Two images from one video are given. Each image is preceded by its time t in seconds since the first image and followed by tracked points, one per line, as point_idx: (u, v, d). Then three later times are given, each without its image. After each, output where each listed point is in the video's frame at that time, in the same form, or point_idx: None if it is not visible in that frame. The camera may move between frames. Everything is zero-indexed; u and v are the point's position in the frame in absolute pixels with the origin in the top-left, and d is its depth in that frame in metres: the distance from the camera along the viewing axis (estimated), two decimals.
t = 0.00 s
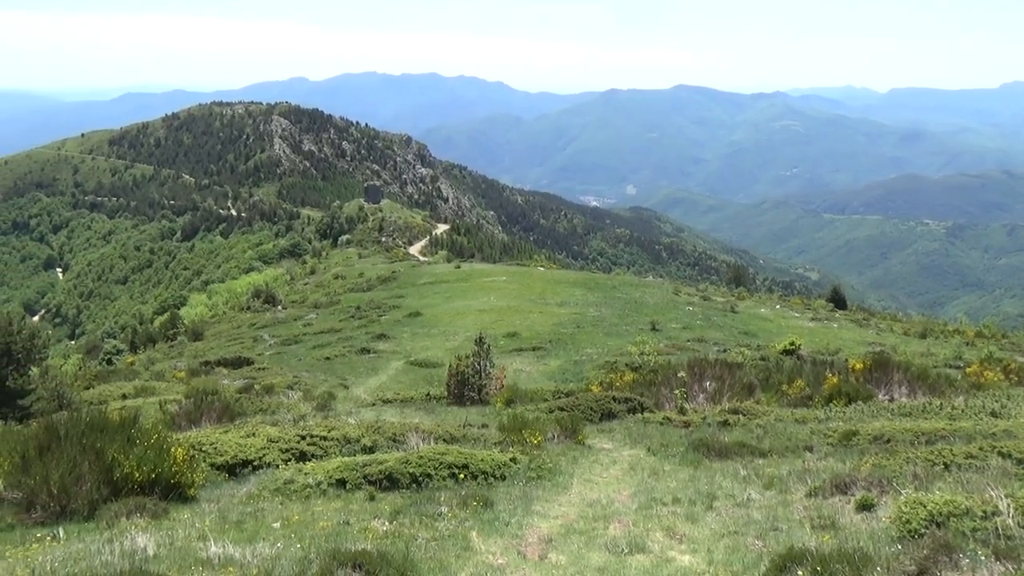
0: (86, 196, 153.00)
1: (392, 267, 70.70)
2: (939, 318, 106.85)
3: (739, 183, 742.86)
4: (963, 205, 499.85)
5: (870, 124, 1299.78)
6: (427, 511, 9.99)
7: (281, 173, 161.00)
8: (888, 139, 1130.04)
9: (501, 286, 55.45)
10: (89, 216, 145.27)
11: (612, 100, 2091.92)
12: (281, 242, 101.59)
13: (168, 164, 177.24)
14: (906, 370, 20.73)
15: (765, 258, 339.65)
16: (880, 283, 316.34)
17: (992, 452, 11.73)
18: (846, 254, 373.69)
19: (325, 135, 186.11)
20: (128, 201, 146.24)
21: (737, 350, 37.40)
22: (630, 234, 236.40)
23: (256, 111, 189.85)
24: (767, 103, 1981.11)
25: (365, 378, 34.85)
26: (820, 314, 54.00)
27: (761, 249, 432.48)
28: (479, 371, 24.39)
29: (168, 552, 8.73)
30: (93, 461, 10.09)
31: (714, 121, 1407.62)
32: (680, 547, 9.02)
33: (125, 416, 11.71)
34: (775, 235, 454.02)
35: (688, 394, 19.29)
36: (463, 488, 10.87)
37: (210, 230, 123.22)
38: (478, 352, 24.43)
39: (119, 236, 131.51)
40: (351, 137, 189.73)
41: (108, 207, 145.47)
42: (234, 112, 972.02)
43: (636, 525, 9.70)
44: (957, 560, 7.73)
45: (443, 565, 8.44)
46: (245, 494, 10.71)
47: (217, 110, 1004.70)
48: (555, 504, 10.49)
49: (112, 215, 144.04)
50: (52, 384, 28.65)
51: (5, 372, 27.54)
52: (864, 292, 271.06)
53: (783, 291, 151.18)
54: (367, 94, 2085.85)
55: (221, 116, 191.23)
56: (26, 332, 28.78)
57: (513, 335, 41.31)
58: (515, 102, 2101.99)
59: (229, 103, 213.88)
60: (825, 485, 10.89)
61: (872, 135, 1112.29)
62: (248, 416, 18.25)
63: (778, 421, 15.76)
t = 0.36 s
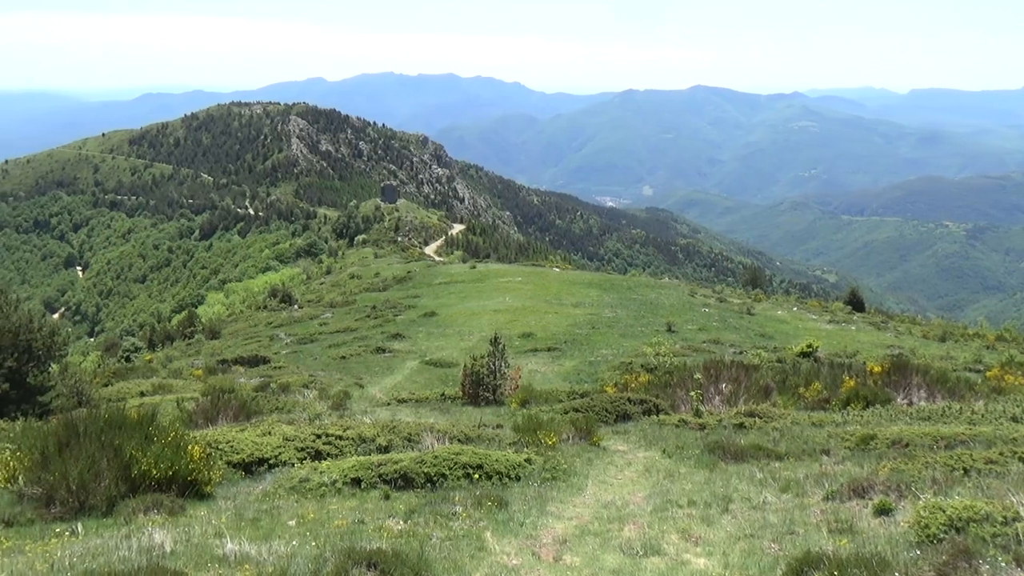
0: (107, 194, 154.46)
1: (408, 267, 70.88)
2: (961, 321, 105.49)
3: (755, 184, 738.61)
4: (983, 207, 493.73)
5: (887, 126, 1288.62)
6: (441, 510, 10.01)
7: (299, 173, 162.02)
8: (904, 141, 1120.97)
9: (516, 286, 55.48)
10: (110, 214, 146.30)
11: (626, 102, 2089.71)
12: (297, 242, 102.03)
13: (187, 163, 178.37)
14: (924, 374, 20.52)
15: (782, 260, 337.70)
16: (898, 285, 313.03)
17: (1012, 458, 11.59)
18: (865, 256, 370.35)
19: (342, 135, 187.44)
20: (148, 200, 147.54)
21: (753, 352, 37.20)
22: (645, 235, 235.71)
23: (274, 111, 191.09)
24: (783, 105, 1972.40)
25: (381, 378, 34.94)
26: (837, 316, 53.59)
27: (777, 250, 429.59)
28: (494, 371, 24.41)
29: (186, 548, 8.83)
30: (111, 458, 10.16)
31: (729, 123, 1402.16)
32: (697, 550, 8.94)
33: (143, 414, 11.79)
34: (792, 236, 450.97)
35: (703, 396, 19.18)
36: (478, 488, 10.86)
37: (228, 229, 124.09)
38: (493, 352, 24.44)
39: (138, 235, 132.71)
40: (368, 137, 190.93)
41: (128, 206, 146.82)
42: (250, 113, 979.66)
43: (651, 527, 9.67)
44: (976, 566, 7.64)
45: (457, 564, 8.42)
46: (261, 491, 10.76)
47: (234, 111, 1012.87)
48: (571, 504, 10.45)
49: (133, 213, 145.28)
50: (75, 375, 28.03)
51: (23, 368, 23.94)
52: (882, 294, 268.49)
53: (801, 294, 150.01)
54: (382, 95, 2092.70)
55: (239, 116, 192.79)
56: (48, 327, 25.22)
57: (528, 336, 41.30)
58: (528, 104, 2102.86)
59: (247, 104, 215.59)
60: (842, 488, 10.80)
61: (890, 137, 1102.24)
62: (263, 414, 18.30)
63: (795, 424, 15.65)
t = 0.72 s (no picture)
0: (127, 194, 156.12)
1: (425, 267, 71.11)
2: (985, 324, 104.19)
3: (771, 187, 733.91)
4: (1005, 210, 487.25)
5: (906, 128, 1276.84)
6: (457, 510, 10.01)
7: (317, 173, 163.19)
8: (923, 142, 1109.95)
9: (533, 287, 55.52)
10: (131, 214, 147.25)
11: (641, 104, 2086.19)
12: (315, 241, 102.53)
13: (207, 164, 179.16)
14: (945, 378, 20.29)
15: (801, 262, 335.44)
16: (919, 288, 309.58)
17: None
18: (885, 259, 366.52)
19: (361, 136, 188.58)
20: (168, 199, 148.86)
21: (771, 355, 36.98)
22: (663, 236, 234.68)
23: (293, 112, 192.37)
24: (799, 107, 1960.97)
25: (397, 377, 35.06)
26: (857, 319, 53.17)
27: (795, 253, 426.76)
28: (510, 371, 24.47)
29: (204, 545, 8.91)
30: (131, 455, 10.24)
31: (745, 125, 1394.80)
32: (713, 552, 8.88)
33: (162, 412, 11.91)
34: (811, 239, 447.69)
35: (720, 398, 19.09)
36: (493, 487, 10.86)
37: (247, 229, 124.97)
38: (509, 352, 24.54)
39: (158, 234, 134.00)
40: (387, 137, 192.35)
41: (148, 205, 148.21)
42: (268, 115, 987.59)
43: (666, 529, 9.62)
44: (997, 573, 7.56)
45: (472, 563, 8.43)
46: (279, 489, 10.81)
47: (252, 113, 1020.92)
48: (585, 506, 10.40)
49: (153, 213, 146.71)
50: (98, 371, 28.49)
51: (45, 365, 24.33)
52: (902, 297, 265.77)
53: (821, 297, 148.59)
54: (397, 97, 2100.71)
55: (258, 116, 194.36)
56: (68, 324, 25.60)
57: (545, 336, 41.28)
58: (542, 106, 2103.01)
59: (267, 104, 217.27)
60: (862, 493, 10.66)
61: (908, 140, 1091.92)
62: (281, 412, 18.34)
63: (813, 427, 15.53)
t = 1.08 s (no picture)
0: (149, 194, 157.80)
1: (443, 267, 71.36)
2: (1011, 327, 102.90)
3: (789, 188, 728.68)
4: None
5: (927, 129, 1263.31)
6: (474, 511, 9.99)
7: (337, 173, 164.42)
8: (944, 144, 1098.04)
9: (550, 288, 55.49)
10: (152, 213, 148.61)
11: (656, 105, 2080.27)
12: (334, 241, 103.04)
13: (227, 163, 180.53)
14: (968, 383, 20.03)
15: (821, 264, 333.02)
16: (941, 291, 305.87)
17: None
18: (907, 260, 362.52)
19: (379, 136, 189.57)
20: (189, 199, 150.30)
21: (791, 357, 36.75)
22: (682, 237, 233.97)
23: (312, 112, 193.63)
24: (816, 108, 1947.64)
25: (414, 377, 35.16)
26: (878, 322, 52.71)
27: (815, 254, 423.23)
28: (528, 371, 24.47)
29: (222, 542, 8.97)
30: (151, 452, 10.32)
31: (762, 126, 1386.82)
32: (732, 556, 8.81)
33: (182, 410, 11.99)
34: (831, 241, 443.89)
35: (739, 401, 18.91)
36: (511, 488, 10.84)
37: (266, 228, 125.78)
38: (527, 353, 24.53)
39: (179, 233, 135.20)
40: (406, 137, 193.65)
41: (169, 205, 149.80)
42: (286, 116, 994.38)
43: (685, 532, 9.54)
44: None
45: (490, 564, 8.40)
46: (297, 488, 10.85)
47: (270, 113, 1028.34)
48: (603, 507, 10.36)
49: (174, 212, 148.25)
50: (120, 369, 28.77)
51: (67, 362, 24.54)
52: (923, 300, 262.82)
53: (840, 299, 147.57)
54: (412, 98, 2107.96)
55: (278, 116, 195.78)
56: (90, 322, 25.85)
57: (562, 337, 41.17)
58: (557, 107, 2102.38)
59: (286, 104, 218.85)
60: (883, 498, 10.53)
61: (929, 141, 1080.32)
62: (299, 411, 18.43)
63: (833, 431, 15.38)
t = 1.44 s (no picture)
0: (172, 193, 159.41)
1: (462, 267, 71.62)
2: None
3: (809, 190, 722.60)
4: None
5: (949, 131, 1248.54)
6: (492, 511, 9.98)
7: (357, 173, 165.79)
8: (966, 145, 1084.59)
9: (570, 288, 55.41)
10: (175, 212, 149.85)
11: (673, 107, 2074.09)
12: (354, 241, 103.61)
13: (250, 163, 181.61)
14: (993, 387, 19.78)
15: (843, 266, 329.88)
16: (966, 294, 301.80)
17: None
18: (930, 263, 358.31)
19: (400, 136, 190.85)
20: (211, 199, 151.87)
21: (812, 361, 36.49)
22: (702, 238, 233.29)
23: (334, 112, 194.97)
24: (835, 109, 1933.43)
25: (433, 377, 35.25)
26: (900, 325, 52.29)
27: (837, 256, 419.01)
28: (547, 372, 24.48)
29: (243, 540, 9.01)
30: (174, 449, 10.40)
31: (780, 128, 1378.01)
32: (751, 560, 8.73)
33: (205, 407, 12.11)
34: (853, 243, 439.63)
35: (759, 403, 18.76)
36: (529, 489, 10.83)
37: (287, 228, 126.74)
38: (546, 353, 24.51)
39: (202, 232, 136.28)
40: (426, 137, 195.11)
41: (192, 204, 151.37)
42: (305, 116, 1000.03)
43: (705, 535, 9.46)
44: None
45: (508, 565, 8.37)
46: (317, 486, 10.90)
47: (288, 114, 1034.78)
48: (622, 510, 10.29)
49: (196, 211, 149.76)
50: (143, 367, 29.14)
51: (91, 360, 24.89)
52: (947, 303, 259.58)
53: (863, 302, 146.23)
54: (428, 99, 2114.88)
55: (300, 116, 197.20)
56: (114, 321, 26.17)
57: (581, 339, 41.09)
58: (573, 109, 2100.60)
59: (306, 104, 220.33)
60: (906, 503, 10.40)
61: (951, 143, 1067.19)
62: (319, 410, 18.51)
63: (855, 435, 15.23)
